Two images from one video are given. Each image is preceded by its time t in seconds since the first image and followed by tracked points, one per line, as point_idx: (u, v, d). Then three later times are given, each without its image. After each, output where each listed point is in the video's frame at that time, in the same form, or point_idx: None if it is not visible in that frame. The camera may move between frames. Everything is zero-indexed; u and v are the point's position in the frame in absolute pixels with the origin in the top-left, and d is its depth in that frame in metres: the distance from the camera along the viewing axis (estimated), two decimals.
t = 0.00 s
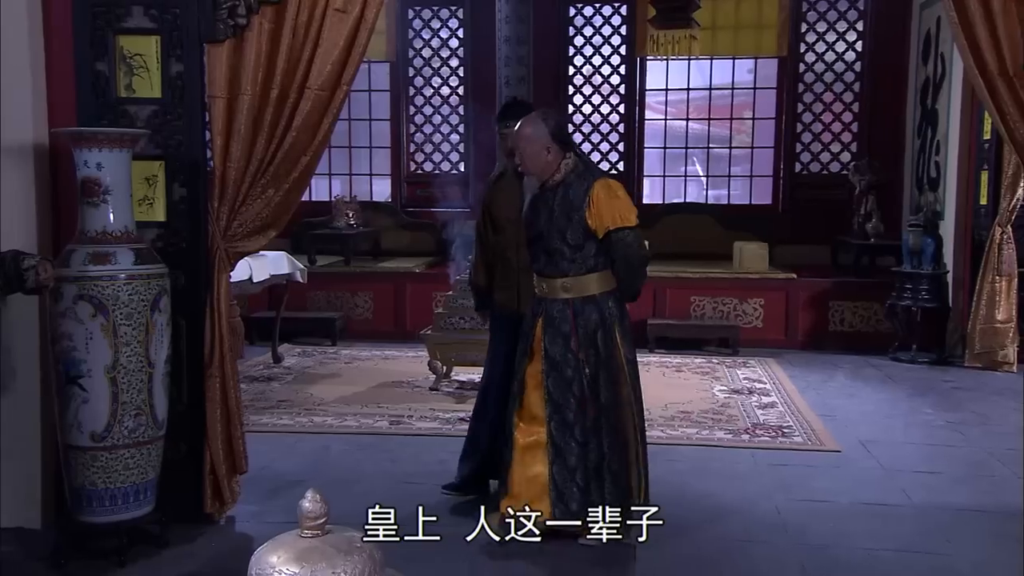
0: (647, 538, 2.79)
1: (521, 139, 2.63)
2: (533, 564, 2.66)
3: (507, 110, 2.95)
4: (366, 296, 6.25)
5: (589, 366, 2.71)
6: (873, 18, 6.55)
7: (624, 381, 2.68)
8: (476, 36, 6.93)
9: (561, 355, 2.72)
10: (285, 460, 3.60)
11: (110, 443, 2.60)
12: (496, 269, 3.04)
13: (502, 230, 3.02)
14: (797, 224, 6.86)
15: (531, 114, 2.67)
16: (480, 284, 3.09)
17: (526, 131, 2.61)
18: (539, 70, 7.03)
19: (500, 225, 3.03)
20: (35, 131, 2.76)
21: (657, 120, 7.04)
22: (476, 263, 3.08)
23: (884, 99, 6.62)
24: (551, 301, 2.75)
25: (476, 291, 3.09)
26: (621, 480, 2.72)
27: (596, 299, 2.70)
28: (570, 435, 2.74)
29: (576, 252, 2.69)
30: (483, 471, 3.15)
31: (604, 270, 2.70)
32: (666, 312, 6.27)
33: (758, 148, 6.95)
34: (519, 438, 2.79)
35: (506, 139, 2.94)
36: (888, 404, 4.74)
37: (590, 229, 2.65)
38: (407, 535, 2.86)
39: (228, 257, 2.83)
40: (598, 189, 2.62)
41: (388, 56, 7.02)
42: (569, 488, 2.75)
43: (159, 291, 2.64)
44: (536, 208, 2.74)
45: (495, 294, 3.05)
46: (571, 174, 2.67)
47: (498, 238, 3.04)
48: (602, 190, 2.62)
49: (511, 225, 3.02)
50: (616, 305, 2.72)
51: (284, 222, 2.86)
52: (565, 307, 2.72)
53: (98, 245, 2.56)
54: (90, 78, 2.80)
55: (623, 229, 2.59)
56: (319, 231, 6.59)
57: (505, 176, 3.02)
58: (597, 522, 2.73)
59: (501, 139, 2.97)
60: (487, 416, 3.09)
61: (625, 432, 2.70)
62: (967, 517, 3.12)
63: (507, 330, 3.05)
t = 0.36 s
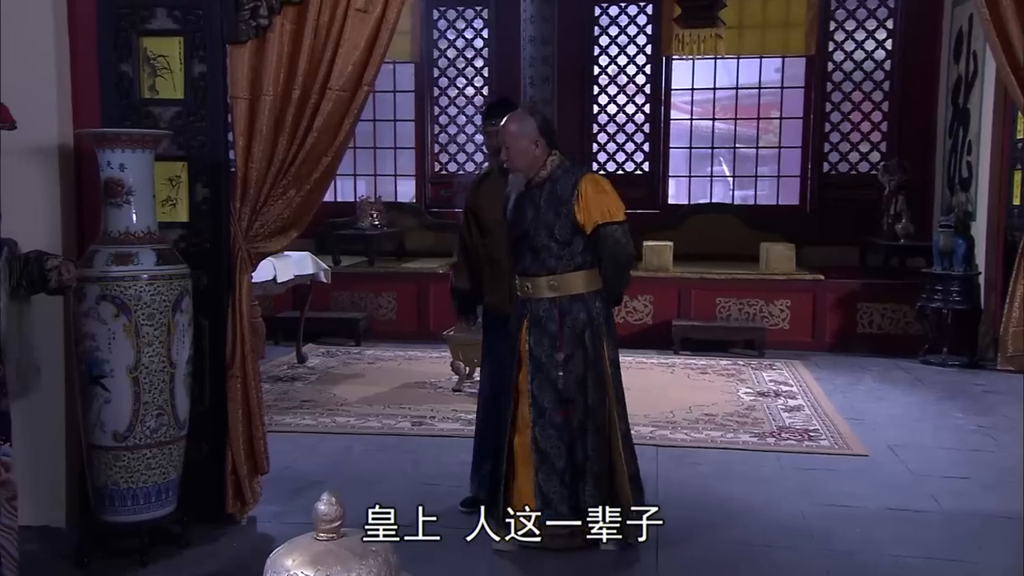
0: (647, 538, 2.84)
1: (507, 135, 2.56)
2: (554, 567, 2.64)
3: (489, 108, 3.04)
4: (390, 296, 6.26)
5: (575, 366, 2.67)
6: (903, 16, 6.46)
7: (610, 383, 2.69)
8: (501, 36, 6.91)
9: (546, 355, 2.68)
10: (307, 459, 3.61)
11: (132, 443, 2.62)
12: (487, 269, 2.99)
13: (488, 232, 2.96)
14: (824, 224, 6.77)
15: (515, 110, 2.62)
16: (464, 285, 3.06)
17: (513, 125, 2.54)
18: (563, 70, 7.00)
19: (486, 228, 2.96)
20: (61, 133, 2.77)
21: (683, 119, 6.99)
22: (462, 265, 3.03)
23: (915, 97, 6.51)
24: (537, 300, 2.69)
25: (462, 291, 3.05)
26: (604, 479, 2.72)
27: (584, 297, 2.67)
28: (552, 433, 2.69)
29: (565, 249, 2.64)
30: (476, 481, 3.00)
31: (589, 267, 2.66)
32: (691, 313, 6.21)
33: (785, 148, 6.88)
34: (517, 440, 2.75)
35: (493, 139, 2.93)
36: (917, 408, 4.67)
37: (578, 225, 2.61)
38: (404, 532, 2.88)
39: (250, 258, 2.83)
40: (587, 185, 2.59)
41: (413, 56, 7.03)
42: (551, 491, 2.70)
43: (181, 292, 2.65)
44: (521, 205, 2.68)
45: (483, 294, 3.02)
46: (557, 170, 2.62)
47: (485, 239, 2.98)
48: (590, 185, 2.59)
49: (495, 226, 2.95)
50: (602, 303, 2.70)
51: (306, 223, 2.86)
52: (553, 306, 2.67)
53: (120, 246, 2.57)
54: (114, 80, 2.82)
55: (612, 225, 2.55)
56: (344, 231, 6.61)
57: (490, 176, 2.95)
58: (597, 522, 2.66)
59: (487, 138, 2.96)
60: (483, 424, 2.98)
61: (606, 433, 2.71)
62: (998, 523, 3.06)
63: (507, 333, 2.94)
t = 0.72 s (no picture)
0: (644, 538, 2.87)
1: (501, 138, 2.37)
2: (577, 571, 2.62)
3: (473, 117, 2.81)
4: (417, 296, 6.26)
5: (580, 367, 2.45)
6: (938, 13, 6.34)
7: (613, 387, 2.50)
8: (528, 36, 6.89)
9: (550, 353, 2.47)
10: (332, 460, 3.62)
11: (156, 443, 2.63)
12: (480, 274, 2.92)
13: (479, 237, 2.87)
14: (855, 225, 6.67)
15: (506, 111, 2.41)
16: (460, 289, 2.97)
17: (508, 127, 2.35)
18: (590, 70, 6.96)
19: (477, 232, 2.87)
20: (88, 133, 2.79)
21: (712, 119, 6.93)
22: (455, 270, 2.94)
23: (949, 96, 6.40)
24: (544, 303, 2.48)
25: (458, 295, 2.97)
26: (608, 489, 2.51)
27: (592, 296, 2.45)
28: (553, 435, 2.49)
29: (570, 249, 2.43)
30: (483, 484, 3.03)
31: (596, 266, 2.45)
32: (720, 315, 6.15)
33: (816, 148, 6.80)
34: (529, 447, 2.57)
35: (477, 149, 2.84)
36: (951, 412, 4.58)
37: (581, 225, 2.39)
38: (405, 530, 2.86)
39: (274, 258, 2.83)
40: (588, 182, 2.38)
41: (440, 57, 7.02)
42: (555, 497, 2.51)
43: (205, 292, 2.65)
44: (520, 208, 2.45)
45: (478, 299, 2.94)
46: (556, 169, 2.40)
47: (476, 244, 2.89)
48: (591, 183, 2.37)
49: (486, 229, 2.84)
50: (613, 302, 2.49)
51: (329, 224, 2.86)
52: (559, 307, 2.46)
53: (145, 246, 2.59)
54: (141, 82, 2.84)
55: (617, 222, 2.35)
56: (371, 232, 6.62)
57: (479, 181, 2.87)
58: (597, 522, 2.53)
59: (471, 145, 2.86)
60: (486, 425, 2.97)
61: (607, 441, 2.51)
62: None
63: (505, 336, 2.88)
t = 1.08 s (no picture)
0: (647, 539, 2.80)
1: (522, 136, 2.33)
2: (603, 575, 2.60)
3: (478, 120, 2.71)
4: (446, 297, 6.25)
5: (589, 384, 2.37)
6: (978, 10, 6.21)
7: (623, 408, 2.41)
8: (559, 36, 6.85)
9: (558, 369, 2.40)
10: (360, 461, 3.61)
11: (183, 443, 2.63)
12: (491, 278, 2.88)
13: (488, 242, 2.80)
14: (891, 226, 6.55)
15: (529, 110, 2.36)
16: (474, 292, 2.91)
17: (529, 125, 2.31)
18: (621, 70, 6.90)
19: (485, 236, 2.81)
20: (117, 134, 2.81)
21: (745, 119, 6.85)
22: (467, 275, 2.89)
23: (989, 95, 6.25)
24: (551, 312, 2.41)
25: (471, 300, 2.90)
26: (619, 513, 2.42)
27: (600, 308, 2.37)
28: (565, 454, 2.40)
29: (580, 258, 2.36)
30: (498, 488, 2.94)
31: (610, 279, 2.38)
32: (753, 318, 6.08)
33: (852, 148, 6.70)
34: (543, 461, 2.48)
35: (481, 152, 2.73)
36: (989, 418, 4.47)
37: (596, 234, 2.33)
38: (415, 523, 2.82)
39: (300, 259, 2.83)
40: (608, 189, 2.31)
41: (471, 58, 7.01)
42: (574, 512, 2.41)
43: (232, 293, 2.65)
44: (537, 211, 2.41)
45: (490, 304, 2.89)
46: (576, 173, 2.35)
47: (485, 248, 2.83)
48: (611, 190, 2.31)
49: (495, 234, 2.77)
50: (622, 318, 2.40)
51: (355, 226, 2.86)
52: (567, 318, 2.39)
53: (173, 247, 2.60)
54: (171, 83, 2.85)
55: (630, 235, 2.28)
56: (401, 233, 6.63)
57: (485, 185, 2.80)
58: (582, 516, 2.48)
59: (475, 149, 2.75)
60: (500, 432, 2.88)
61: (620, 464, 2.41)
62: None
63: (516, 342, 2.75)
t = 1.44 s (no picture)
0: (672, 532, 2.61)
1: (548, 126, 2.26)
2: None
3: (502, 106, 2.62)
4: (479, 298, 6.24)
5: (609, 393, 2.32)
6: None
7: (642, 415, 2.38)
8: (594, 35, 6.81)
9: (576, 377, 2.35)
10: (391, 462, 3.61)
11: (214, 443, 2.65)
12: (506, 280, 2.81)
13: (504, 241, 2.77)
14: (933, 226, 6.42)
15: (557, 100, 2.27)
16: (489, 292, 2.87)
17: (557, 115, 2.23)
18: (657, 70, 6.82)
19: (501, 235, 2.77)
20: (150, 135, 2.83)
21: (783, 118, 6.77)
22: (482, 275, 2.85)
23: None
24: (570, 314, 2.36)
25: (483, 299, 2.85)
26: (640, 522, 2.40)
27: (621, 313, 2.31)
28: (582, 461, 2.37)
29: (602, 260, 2.29)
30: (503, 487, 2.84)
31: (633, 281, 2.31)
32: (790, 319, 5.99)
33: (893, 147, 6.58)
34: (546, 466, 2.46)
35: (501, 141, 2.65)
36: None
37: (620, 233, 2.25)
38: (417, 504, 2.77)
39: (331, 260, 2.83)
40: (631, 185, 2.23)
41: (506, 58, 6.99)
42: (574, 518, 2.38)
43: (262, 293, 2.66)
44: (559, 206, 2.34)
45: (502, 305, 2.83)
46: (603, 167, 2.27)
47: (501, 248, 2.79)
48: (635, 186, 2.22)
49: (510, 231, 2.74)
50: (644, 323, 2.34)
51: (385, 226, 2.85)
52: (586, 322, 2.33)
53: (205, 247, 2.61)
54: (204, 84, 2.87)
55: (655, 235, 2.20)
56: (434, 233, 6.63)
57: (503, 181, 2.77)
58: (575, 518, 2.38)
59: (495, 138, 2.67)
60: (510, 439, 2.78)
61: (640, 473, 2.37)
62: None
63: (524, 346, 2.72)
